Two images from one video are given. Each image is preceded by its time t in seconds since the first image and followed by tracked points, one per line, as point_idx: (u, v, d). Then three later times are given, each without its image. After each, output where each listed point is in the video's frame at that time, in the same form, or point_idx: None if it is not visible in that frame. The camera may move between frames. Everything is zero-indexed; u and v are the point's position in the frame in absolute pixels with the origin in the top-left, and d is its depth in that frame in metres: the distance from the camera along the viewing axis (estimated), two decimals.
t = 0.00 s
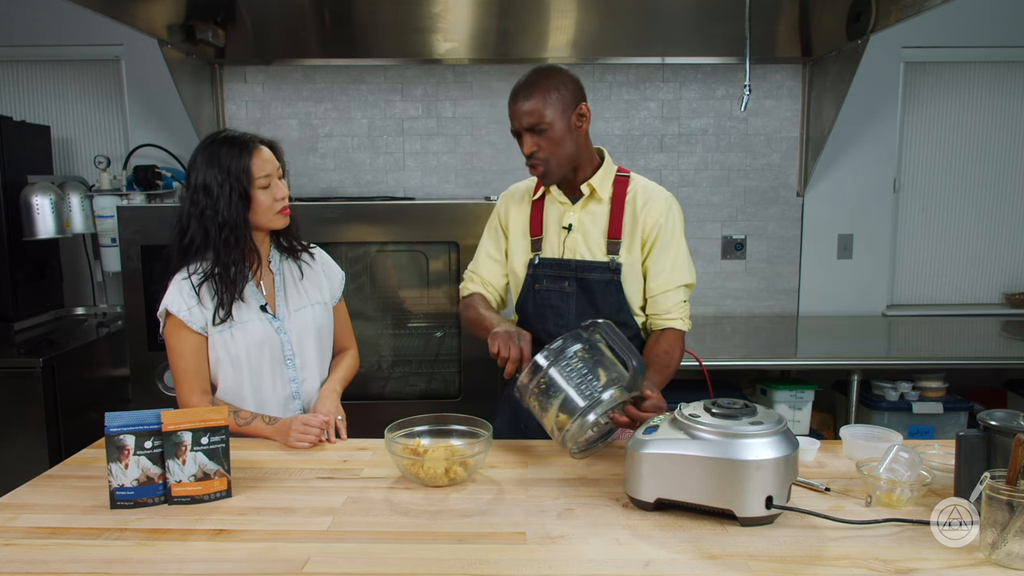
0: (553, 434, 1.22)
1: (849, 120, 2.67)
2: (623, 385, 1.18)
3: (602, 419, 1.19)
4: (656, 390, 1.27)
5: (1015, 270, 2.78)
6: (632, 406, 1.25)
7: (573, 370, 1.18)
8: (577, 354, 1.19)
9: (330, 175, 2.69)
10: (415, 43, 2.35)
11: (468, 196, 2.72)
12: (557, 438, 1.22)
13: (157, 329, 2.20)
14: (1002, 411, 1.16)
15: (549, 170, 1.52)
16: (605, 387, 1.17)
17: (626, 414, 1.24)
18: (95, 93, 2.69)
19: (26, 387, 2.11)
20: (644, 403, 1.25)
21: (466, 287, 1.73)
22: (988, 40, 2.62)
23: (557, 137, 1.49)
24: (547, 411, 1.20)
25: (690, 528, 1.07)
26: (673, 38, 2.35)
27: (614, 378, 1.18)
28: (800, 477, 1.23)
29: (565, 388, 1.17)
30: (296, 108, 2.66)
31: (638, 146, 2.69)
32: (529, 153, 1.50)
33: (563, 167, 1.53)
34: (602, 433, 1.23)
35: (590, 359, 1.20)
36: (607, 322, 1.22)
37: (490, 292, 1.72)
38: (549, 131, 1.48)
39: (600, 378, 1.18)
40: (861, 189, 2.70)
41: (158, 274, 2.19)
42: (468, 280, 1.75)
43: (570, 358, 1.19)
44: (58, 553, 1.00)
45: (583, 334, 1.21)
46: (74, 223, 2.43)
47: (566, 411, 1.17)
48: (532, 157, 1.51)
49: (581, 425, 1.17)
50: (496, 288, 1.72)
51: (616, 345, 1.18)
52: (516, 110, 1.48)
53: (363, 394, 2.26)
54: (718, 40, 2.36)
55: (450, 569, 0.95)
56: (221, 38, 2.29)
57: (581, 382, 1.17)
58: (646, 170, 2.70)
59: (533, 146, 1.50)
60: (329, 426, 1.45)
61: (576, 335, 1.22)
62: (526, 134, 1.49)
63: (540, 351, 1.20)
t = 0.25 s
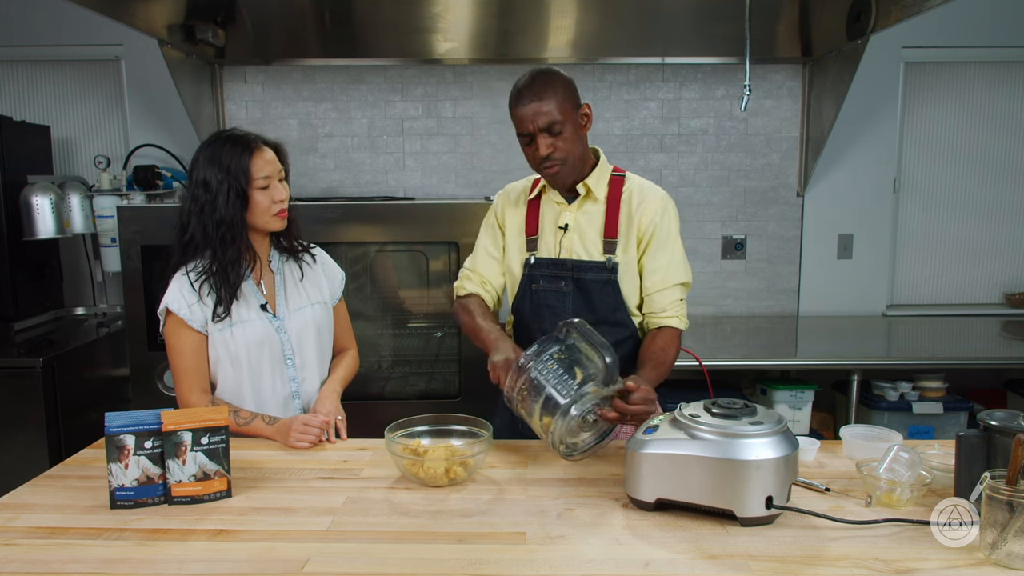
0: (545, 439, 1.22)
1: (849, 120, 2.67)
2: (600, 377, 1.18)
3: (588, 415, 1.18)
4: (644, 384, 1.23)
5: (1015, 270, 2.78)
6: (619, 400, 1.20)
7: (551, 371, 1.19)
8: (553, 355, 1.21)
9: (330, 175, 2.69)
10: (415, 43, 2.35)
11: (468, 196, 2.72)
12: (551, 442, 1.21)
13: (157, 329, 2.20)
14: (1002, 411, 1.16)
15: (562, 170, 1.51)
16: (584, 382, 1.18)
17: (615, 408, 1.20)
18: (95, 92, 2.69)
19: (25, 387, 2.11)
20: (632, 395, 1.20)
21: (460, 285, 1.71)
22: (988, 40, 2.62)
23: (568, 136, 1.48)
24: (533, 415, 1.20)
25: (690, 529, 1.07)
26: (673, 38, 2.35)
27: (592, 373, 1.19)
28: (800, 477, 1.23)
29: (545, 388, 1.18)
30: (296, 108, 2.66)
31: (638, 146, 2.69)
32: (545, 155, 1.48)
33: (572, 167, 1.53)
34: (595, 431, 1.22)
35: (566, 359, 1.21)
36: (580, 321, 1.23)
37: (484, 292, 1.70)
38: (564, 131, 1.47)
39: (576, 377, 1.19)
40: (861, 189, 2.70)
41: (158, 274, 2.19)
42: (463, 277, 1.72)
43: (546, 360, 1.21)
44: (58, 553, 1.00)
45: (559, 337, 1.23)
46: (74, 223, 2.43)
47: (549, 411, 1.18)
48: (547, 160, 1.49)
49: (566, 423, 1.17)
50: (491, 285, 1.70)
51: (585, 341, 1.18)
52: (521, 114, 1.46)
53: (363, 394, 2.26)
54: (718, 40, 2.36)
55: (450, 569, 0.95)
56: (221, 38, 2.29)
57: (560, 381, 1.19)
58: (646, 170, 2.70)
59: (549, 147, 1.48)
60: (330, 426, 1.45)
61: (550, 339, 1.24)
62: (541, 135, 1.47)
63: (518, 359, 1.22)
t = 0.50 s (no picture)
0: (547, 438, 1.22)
1: (849, 120, 2.67)
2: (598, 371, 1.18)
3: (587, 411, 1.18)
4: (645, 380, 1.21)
5: (1015, 270, 2.78)
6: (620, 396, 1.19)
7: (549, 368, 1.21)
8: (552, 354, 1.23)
9: (330, 175, 2.69)
10: (415, 43, 2.35)
11: (468, 196, 2.72)
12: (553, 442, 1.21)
13: (157, 329, 2.20)
14: (1002, 411, 1.16)
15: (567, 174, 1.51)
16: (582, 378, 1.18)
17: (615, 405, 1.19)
18: (95, 92, 2.69)
19: (26, 387, 2.11)
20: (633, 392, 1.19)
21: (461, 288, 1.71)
22: (988, 40, 2.62)
23: (570, 139, 1.49)
24: (534, 414, 1.21)
25: (690, 529, 1.07)
26: (673, 38, 2.35)
27: (591, 369, 1.19)
28: (800, 477, 1.23)
29: (542, 386, 1.19)
30: (296, 108, 2.66)
31: (638, 146, 2.69)
32: (549, 160, 1.47)
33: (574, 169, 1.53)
34: (595, 427, 1.22)
35: (566, 357, 1.22)
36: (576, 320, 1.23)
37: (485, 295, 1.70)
38: (565, 135, 1.47)
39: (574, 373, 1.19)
40: (861, 189, 2.70)
41: (157, 274, 2.19)
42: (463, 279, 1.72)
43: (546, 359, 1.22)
44: (58, 553, 1.00)
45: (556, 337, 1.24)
46: (74, 223, 2.43)
47: (548, 408, 1.18)
48: (551, 165, 1.49)
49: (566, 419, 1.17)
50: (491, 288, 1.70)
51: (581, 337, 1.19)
52: (523, 120, 1.45)
53: (363, 394, 2.26)
54: (718, 40, 2.36)
55: (450, 569, 0.95)
56: (221, 38, 2.29)
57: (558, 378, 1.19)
58: (646, 170, 2.70)
59: (553, 151, 1.47)
60: (330, 425, 1.45)
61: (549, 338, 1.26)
62: (543, 141, 1.46)
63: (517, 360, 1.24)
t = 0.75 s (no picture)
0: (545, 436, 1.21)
1: (849, 120, 2.67)
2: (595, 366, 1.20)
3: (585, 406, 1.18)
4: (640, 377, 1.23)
5: (1015, 270, 2.78)
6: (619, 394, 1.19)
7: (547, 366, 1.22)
8: (548, 353, 1.24)
9: (330, 175, 2.69)
10: (415, 43, 2.35)
11: (468, 196, 2.72)
12: (552, 440, 1.20)
13: (157, 330, 2.20)
14: (1002, 411, 1.16)
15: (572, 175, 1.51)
16: (580, 372, 1.19)
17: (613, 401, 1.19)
18: (95, 92, 2.69)
19: (26, 387, 2.11)
20: (630, 389, 1.20)
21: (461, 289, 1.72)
22: (988, 40, 2.62)
23: (577, 140, 1.48)
24: (532, 411, 1.20)
25: (690, 529, 1.07)
26: (673, 38, 2.35)
27: (589, 365, 1.21)
28: (800, 477, 1.23)
29: (541, 381, 1.20)
30: (296, 108, 2.66)
31: (638, 146, 2.69)
32: (556, 161, 1.47)
33: (579, 169, 1.53)
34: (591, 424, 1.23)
35: (563, 355, 1.24)
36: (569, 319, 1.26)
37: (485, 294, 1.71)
38: (573, 136, 1.47)
39: (571, 369, 1.20)
40: (861, 189, 2.70)
41: (157, 274, 2.18)
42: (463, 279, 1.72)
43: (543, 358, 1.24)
44: (58, 553, 1.00)
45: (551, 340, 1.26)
46: (74, 223, 2.43)
47: (547, 402, 1.18)
48: (557, 166, 1.48)
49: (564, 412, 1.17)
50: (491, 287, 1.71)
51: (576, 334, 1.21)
52: (531, 120, 1.44)
53: (363, 394, 2.26)
54: (718, 40, 2.36)
55: (450, 569, 0.95)
56: (221, 38, 2.29)
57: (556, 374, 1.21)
58: (646, 170, 2.70)
59: (560, 153, 1.47)
60: (330, 426, 1.45)
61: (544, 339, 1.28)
62: (551, 142, 1.46)
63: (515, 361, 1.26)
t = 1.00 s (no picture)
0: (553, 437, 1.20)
1: (849, 120, 2.67)
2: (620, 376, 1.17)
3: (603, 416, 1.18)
4: (649, 385, 1.26)
5: (1015, 270, 2.78)
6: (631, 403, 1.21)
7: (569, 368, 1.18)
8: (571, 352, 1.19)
9: (330, 175, 2.69)
10: (415, 43, 2.35)
11: (468, 196, 2.72)
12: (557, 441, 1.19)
13: (157, 329, 2.20)
14: (1002, 411, 1.16)
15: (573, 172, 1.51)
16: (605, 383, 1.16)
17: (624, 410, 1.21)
18: (95, 92, 2.69)
19: (26, 387, 2.11)
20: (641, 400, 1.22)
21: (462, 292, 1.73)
22: (988, 40, 2.62)
23: (581, 137, 1.49)
24: (546, 412, 1.18)
25: (690, 529, 1.07)
26: (674, 38, 2.35)
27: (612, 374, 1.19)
28: (800, 477, 1.23)
29: (564, 386, 1.16)
30: (296, 108, 2.66)
31: (638, 146, 2.69)
32: (559, 156, 1.47)
33: (581, 167, 1.53)
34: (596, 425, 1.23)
35: (586, 356, 1.20)
36: (603, 321, 1.22)
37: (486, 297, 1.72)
38: (577, 133, 1.47)
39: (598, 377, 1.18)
40: (861, 189, 2.70)
41: (157, 274, 2.18)
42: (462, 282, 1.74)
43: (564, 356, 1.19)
44: (58, 553, 1.00)
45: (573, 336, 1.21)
46: (75, 223, 2.43)
47: (567, 409, 1.15)
48: (559, 161, 1.48)
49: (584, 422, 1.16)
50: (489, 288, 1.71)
51: (616, 345, 1.17)
52: (537, 114, 1.44)
53: (363, 394, 2.26)
54: (718, 40, 2.37)
55: (450, 569, 0.95)
56: (221, 38, 2.29)
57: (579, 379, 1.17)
58: (646, 170, 2.70)
59: (562, 148, 1.47)
60: (330, 425, 1.45)
61: (569, 333, 1.22)
62: (554, 136, 1.46)
63: (534, 355, 1.19)
